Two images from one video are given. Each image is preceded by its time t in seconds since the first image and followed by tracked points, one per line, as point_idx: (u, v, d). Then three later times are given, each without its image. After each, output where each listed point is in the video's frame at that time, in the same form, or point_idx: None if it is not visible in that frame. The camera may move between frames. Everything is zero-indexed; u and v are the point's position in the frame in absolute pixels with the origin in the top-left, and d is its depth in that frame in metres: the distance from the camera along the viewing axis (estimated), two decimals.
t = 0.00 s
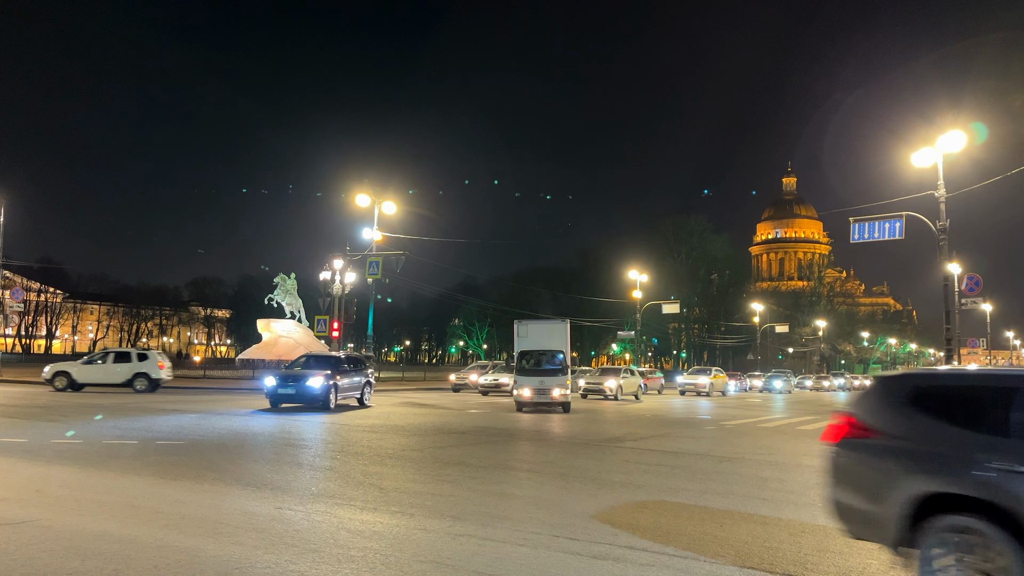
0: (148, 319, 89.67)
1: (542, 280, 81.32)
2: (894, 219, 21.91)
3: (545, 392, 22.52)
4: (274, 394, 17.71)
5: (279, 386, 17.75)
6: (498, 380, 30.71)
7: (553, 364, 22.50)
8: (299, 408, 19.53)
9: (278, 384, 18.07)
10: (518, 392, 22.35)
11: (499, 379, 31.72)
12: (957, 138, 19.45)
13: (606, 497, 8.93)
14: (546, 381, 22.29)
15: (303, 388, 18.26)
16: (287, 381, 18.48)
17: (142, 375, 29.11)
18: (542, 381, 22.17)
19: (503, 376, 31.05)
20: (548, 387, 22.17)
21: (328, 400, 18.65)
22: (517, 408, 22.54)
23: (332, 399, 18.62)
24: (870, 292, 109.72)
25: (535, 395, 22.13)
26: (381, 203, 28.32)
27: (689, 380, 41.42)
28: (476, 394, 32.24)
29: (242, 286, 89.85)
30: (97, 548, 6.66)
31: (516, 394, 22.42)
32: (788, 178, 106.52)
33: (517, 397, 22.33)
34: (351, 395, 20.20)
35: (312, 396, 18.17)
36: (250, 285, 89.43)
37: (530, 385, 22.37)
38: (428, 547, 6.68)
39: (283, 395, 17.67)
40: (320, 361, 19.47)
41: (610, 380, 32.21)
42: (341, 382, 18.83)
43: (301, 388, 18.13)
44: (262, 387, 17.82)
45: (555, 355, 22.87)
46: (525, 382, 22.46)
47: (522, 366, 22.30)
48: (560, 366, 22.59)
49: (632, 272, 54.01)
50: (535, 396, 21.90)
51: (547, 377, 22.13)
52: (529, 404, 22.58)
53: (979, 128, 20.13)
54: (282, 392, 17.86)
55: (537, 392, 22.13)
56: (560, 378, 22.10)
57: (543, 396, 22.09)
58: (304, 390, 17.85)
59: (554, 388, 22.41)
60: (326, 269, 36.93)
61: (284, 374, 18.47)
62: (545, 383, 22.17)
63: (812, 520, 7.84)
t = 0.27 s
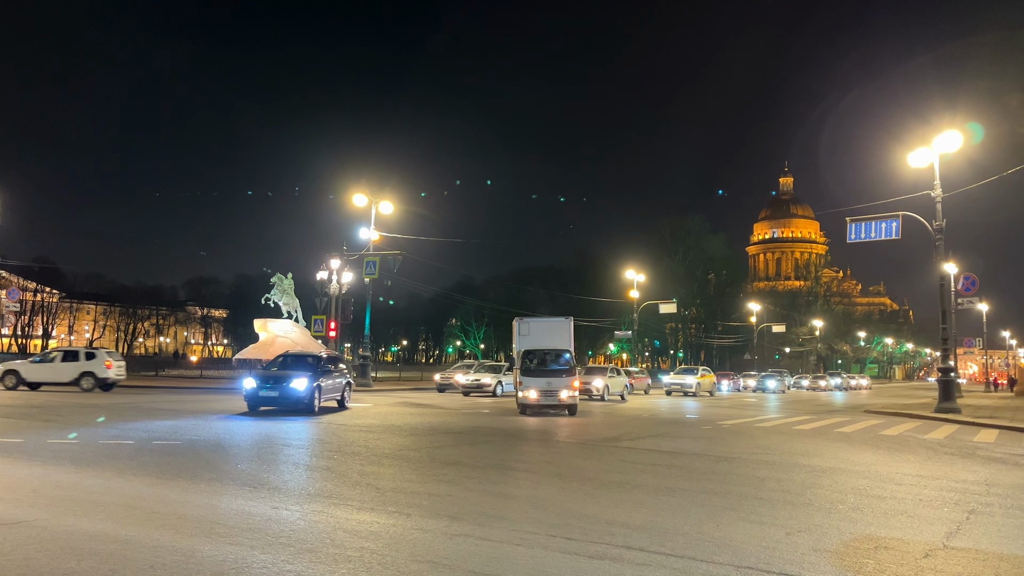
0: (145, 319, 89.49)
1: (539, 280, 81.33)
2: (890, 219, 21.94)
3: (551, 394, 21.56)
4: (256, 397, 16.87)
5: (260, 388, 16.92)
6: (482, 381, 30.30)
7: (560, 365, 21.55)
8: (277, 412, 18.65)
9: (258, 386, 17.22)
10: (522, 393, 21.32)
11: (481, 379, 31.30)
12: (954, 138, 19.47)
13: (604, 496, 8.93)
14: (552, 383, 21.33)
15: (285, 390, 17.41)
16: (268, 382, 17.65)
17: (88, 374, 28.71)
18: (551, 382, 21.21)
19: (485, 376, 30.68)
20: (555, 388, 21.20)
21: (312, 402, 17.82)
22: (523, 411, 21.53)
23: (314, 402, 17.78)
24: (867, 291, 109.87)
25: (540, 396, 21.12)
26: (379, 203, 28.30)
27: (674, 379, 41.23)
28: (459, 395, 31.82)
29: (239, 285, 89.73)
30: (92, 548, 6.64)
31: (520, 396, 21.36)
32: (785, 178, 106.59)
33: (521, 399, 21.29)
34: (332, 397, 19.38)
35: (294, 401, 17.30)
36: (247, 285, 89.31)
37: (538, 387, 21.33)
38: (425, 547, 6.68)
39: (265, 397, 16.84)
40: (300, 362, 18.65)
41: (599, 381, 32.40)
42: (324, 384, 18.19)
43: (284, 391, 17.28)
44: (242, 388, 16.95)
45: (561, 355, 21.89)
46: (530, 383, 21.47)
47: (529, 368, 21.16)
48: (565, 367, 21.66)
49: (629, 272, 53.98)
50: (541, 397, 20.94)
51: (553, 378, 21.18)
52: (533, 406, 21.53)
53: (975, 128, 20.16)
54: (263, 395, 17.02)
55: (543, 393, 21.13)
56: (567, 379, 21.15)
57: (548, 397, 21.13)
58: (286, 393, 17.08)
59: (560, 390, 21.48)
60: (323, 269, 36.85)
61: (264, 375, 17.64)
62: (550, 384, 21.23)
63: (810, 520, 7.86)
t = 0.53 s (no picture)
0: (141, 319, 89.25)
1: (535, 280, 81.40)
2: (885, 219, 21.99)
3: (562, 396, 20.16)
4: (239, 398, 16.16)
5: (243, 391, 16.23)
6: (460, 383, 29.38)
7: (572, 366, 20.24)
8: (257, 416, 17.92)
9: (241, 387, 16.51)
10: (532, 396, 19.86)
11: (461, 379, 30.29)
12: (949, 138, 19.53)
13: (599, 496, 8.93)
14: (566, 385, 19.95)
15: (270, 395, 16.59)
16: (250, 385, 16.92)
17: (31, 374, 28.45)
18: (565, 384, 19.85)
19: (464, 376, 29.71)
20: (568, 390, 19.78)
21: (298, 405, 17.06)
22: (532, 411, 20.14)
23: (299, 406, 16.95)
24: (862, 291, 110.06)
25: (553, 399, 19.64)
26: (374, 203, 28.28)
27: (658, 380, 40.97)
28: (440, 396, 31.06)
29: (235, 285, 89.57)
30: (86, 549, 6.62)
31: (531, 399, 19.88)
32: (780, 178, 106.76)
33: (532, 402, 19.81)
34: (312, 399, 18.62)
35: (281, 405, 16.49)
36: (243, 285, 89.16)
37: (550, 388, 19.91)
38: (421, 547, 6.68)
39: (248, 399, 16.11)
40: (280, 363, 17.96)
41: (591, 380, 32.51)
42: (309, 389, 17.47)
43: (268, 395, 16.51)
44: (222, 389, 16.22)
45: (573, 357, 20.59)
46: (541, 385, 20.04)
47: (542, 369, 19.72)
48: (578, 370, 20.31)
49: (625, 272, 53.98)
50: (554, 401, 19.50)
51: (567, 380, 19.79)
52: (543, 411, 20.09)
53: (970, 129, 20.22)
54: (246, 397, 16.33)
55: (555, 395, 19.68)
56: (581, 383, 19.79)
57: (560, 400, 19.73)
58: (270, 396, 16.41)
59: (573, 394, 20.18)
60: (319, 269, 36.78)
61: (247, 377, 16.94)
62: (564, 386, 19.84)
63: (804, 519, 7.87)
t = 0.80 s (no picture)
0: (135, 319, 88.97)
1: (530, 280, 81.44)
2: (880, 220, 22.05)
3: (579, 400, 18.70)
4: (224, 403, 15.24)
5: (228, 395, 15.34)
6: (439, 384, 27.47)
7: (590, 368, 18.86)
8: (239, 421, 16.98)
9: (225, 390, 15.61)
10: (549, 400, 18.36)
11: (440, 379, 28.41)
12: (943, 139, 19.59)
13: (594, 497, 8.94)
14: (585, 388, 18.46)
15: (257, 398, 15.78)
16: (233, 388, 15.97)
17: None
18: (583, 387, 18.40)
19: (443, 377, 27.70)
20: (587, 394, 18.28)
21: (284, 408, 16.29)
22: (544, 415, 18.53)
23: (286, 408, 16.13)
24: (857, 292, 110.33)
25: (571, 404, 18.18)
26: (370, 203, 28.26)
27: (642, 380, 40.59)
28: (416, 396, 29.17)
29: (230, 286, 89.38)
30: (80, 550, 6.60)
31: (548, 403, 18.37)
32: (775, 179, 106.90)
33: (549, 407, 18.32)
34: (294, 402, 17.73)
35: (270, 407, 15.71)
36: (237, 285, 88.96)
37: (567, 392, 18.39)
38: (415, 547, 6.70)
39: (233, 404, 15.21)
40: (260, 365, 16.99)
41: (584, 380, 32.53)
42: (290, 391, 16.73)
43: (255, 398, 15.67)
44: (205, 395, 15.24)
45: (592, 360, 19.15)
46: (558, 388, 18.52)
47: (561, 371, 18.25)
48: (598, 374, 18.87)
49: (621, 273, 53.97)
50: (572, 406, 18.11)
51: (587, 383, 18.29)
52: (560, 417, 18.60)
53: (964, 130, 20.28)
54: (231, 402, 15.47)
55: (574, 400, 18.20)
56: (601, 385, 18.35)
57: (579, 404, 18.27)
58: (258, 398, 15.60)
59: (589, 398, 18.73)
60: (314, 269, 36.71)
61: (230, 378, 16.06)
62: (583, 389, 18.33)
63: (798, 519, 7.89)
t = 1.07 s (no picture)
0: (129, 320, 88.67)
1: (525, 281, 81.44)
2: (873, 220, 22.10)
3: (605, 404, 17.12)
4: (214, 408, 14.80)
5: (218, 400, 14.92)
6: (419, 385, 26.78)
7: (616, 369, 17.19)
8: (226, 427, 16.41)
9: (213, 396, 15.18)
10: (574, 404, 16.65)
11: (418, 380, 27.64)
12: (937, 140, 19.65)
13: (589, 497, 8.95)
14: (613, 391, 16.80)
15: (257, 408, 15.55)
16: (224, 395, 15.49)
17: None
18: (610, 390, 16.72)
19: (422, 377, 27.01)
20: (616, 397, 16.71)
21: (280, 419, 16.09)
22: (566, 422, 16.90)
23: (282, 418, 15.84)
24: (851, 292, 110.64)
25: (598, 409, 16.53)
26: (365, 203, 28.22)
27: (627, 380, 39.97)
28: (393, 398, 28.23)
29: (224, 286, 89.15)
30: (73, 550, 6.61)
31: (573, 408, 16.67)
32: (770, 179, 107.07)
33: (574, 413, 16.62)
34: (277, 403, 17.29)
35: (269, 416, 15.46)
36: (232, 286, 88.76)
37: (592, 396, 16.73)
38: (408, 547, 6.72)
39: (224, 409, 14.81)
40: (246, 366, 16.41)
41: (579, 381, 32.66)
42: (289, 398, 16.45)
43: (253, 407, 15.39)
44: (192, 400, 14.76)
45: (617, 359, 17.48)
46: (583, 391, 16.78)
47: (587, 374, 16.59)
48: (625, 374, 17.26)
49: (616, 273, 53.85)
50: (600, 412, 16.54)
51: (615, 385, 16.65)
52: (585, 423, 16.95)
53: (958, 131, 20.35)
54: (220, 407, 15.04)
55: (601, 404, 16.56)
56: (630, 388, 16.79)
57: (606, 409, 16.64)
58: (249, 403, 15.23)
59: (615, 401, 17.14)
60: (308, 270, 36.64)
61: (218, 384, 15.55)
62: (611, 392, 16.69)
63: (791, 519, 7.91)
